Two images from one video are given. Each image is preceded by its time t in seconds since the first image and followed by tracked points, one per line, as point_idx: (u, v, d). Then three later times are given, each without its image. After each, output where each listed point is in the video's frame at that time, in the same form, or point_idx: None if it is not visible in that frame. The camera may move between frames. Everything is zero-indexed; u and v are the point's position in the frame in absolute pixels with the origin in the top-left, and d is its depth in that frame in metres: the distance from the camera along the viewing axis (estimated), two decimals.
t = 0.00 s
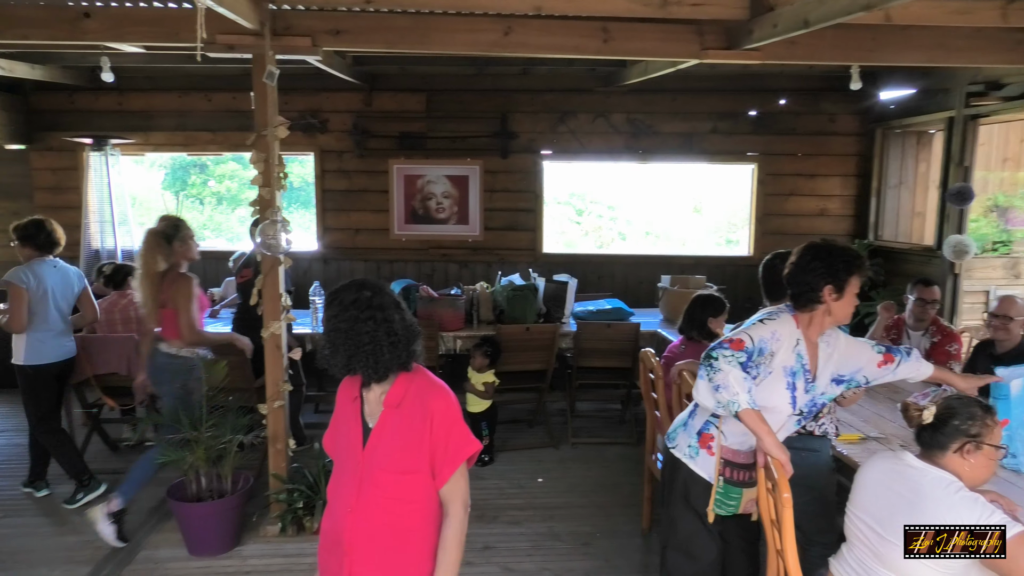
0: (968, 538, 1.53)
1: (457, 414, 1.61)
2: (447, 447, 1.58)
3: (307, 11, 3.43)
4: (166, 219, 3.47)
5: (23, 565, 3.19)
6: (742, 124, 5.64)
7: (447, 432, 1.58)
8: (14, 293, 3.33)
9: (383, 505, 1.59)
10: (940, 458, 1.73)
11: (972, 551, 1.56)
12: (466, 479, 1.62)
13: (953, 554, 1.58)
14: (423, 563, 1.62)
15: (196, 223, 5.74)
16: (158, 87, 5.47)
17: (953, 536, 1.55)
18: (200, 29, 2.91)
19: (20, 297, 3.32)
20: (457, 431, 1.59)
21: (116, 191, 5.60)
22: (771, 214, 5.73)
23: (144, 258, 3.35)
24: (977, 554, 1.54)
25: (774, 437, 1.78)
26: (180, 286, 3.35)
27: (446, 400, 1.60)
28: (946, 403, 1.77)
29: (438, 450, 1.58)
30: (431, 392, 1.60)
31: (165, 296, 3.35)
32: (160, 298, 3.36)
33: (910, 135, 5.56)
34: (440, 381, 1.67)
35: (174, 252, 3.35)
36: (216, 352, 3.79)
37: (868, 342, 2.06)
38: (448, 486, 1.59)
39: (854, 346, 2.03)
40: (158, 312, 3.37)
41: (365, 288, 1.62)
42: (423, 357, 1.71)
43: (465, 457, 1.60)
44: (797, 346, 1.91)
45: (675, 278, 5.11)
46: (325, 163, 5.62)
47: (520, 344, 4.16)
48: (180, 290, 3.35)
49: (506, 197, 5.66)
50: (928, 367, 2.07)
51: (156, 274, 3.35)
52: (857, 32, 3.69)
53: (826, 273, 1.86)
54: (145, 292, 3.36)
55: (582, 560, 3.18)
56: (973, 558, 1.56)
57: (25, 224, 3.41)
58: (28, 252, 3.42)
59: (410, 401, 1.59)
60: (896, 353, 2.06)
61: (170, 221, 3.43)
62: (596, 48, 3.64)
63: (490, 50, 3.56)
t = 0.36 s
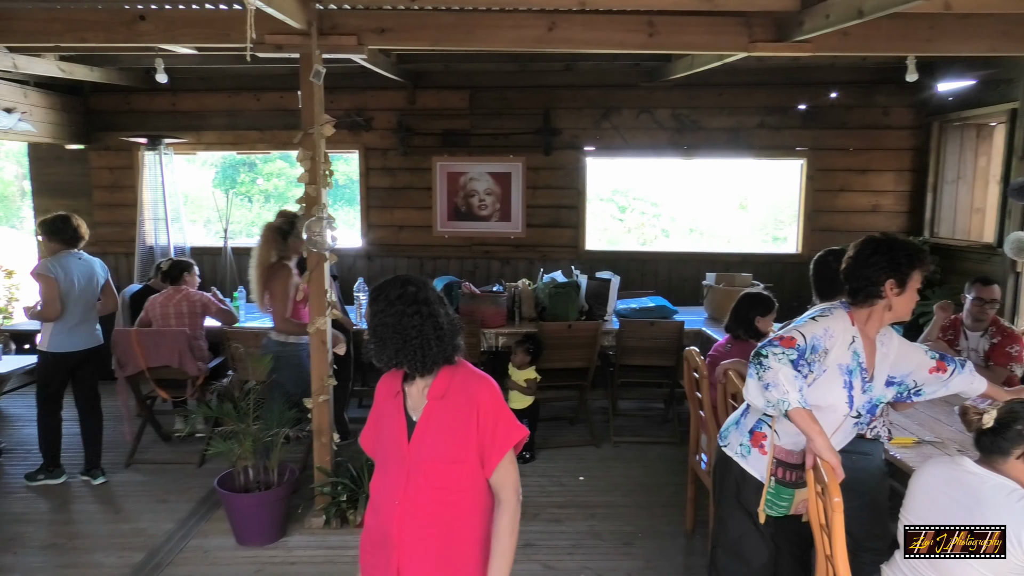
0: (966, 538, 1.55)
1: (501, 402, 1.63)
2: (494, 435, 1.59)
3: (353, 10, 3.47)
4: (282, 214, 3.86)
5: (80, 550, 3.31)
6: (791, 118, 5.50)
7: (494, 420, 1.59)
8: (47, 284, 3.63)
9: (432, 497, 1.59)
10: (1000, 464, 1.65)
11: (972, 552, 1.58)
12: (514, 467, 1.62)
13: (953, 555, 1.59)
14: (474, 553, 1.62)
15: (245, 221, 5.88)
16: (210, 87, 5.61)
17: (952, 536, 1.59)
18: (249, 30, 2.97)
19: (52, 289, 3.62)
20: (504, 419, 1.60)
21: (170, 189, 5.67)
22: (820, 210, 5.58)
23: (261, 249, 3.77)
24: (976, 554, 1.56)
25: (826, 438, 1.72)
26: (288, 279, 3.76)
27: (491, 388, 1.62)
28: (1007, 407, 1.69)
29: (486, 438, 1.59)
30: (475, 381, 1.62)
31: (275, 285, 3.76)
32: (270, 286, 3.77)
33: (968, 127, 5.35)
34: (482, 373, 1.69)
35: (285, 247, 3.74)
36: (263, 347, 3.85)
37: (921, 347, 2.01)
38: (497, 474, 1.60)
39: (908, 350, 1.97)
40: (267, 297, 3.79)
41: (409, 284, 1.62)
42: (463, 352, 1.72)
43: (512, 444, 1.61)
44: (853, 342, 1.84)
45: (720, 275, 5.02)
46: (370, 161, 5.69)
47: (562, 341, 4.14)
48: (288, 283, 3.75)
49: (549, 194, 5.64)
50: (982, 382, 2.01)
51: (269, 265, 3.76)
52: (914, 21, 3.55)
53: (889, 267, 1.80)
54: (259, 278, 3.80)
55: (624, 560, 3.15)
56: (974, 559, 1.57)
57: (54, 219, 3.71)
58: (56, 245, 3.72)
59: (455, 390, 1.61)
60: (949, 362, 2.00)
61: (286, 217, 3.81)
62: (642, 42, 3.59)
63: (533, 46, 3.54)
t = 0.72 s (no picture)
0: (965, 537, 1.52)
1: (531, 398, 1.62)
2: (524, 431, 1.58)
3: (387, 9, 3.49)
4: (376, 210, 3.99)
5: (118, 538, 3.39)
6: (828, 115, 5.39)
7: (523, 416, 1.58)
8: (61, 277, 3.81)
9: (461, 492, 1.59)
10: None
11: (972, 552, 1.56)
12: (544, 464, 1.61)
13: (953, 555, 1.59)
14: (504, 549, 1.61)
15: (279, 217, 5.95)
16: (246, 86, 5.70)
17: (952, 536, 1.59)
18: (285, 29, 3.01)
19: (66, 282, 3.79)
20: (533, 415, 1.59)
21: (207, 186, 5.81)
22: (858, 210, 5.46)
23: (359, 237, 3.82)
24: (976, 554, 1.55)
25: (862, 444, 1.68)
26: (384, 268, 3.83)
27: (520, 384, 1.61)
28: None
29: (516, 435, 1.58)
30: (504, 378, 1.61)
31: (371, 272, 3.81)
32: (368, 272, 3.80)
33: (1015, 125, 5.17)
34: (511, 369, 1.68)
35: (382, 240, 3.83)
36: (296, 342, 3.89)
37: (957, 350, 1.95)
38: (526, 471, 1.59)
39: (943, 353, 1.92)
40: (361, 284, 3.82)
41: (441, 280, 1.63)
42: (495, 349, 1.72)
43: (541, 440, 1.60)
44: (888, 346, 1.79)
45: (754, 275, 4.94)
46: (402, 159, 5.72)
47: (592, 340, 4.12)
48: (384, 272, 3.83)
49: (580, 192, 5.62)
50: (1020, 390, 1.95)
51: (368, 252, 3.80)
52: (960, 15, 3.45)
53: (927, 268, 1.75)
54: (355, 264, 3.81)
55: (653, 561, 3.13)
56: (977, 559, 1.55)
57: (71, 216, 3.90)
58: (70, 240, 3.90)
59: (484, 387, 1.60)
60: (986, 366, 1.95)
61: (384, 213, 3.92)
62: (676, 39, 3.54)
63: (566, 44, 3.51)
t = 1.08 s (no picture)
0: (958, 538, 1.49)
1: (578, 408, 1.61)
2: (568, 440, 1.56)
3: (423, 10, 3.51)
4: (464, 213, 3.72)
5: (157, 530, 3.47)
6: (869, 115, 5.27)
7: (569, 426, 1.57)
8: (135, 272, 4.00)
9: (501, 497, 1.58)
10: None
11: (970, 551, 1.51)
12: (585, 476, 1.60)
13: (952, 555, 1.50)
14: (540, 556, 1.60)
15: (315, 217, 6.03)
16: (284, 88, 5.79)
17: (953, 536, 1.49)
18: (323, 32, 3.04)
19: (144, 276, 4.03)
20: (579, 425, 1.58)
21: (245, 186, 5.83)
22: (899, 212, 5.33)
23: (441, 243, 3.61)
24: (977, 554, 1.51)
25: (903, 454, 1.63)
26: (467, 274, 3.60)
27: (568, 394, 1.60)
28: None
29: (559, 444, 1.56)
30: (553, 385, 1.61)
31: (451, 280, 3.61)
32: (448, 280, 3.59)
33: None
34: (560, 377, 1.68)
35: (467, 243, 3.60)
36: (330, 341, 3.93)
37: (998, 357, 1.89)
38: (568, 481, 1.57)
39: (985, 360, 1.86)
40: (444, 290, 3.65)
41: (494, 281, 1.65)
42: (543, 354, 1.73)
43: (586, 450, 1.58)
44: (927, 353, 1.74)
45: (791, 278, 4.85)
46: (436, 160, 5.75)
47: (625, 342, 4.09)
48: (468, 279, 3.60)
49: (614, 193, 5.58)
50: None
51: (451, 257, 3.58)
52: (1009, 11, 3.34)
53: (970, 274, 1.69)
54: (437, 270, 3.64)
55: (685, 567, 3.09)
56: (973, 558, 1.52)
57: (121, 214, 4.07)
58: (122, 237, 4.06)
59: (533, 393, 1.59)
60: None
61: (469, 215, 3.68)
62: (713, 38, 3.49)
63: (601, 44, 3.49)
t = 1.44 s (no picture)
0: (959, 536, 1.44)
1: (602, 425, 1.54)
2: (582, 457, 1.51)
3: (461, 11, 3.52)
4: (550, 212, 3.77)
5: (195, 523, 3.53)
6: (913, 116, 5.14)
7: (585, 443, 1.51)
8: (196, 265, 4.33)
9: (519, 494, 1.62)
10: None
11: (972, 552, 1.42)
12: (601, 498, 1.52)
13: (954, 557, 1.42)
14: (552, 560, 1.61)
15: (349, 217, 6.10)
16: (322, 89, 5.87)
17: (953, 536, 1.42)
18: (362, 33, 3.07)
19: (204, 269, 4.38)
20: (598, 442, 1.51)
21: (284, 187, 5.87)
22: (944, 215, 5.18)
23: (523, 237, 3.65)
24: (977, 554, 1.43)
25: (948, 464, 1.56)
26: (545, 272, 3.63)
27: (591, 410, 1.53)
28: None
29: (575, 458, 1.52)
30: (578, 397, 1.55)
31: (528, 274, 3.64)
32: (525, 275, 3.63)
33: None
34: (598, 390, 1.61)
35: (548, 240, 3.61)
36: (365, 340, 3.96)
37: None
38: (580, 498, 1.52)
39: None
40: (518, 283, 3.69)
41: (541, 279, 1.64)
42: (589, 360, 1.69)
43: (603, 472, 1.51)
44: (967, 360, 1.67)
45: (830, 282, 4.76)
46: (470, 160, 5.77)
47: (659, 345, 4.06)
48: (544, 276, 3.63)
49: (649, 194, 5.54)
50: None
51: (531, 253, 3.61)
52: None
53: (1013, 278, 1.63)
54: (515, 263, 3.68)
55: (719, 574, 3.04)
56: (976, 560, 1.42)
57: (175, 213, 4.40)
58: (176, 233, 4.38)
59: (558, 400, 1.57)
60: None
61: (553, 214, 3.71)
62: (753, 38, 3.43)
63: (638, 44, 3.46)
